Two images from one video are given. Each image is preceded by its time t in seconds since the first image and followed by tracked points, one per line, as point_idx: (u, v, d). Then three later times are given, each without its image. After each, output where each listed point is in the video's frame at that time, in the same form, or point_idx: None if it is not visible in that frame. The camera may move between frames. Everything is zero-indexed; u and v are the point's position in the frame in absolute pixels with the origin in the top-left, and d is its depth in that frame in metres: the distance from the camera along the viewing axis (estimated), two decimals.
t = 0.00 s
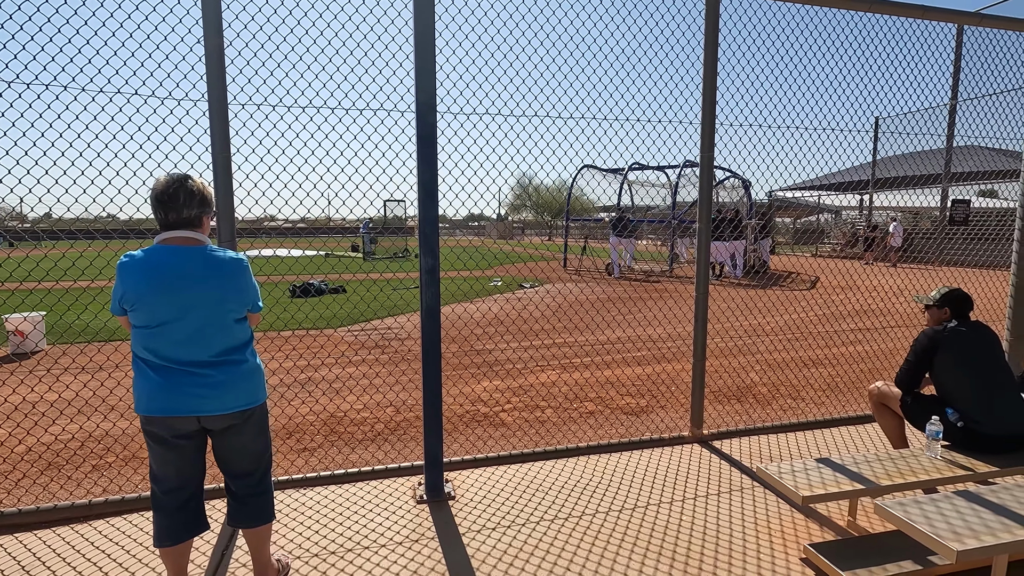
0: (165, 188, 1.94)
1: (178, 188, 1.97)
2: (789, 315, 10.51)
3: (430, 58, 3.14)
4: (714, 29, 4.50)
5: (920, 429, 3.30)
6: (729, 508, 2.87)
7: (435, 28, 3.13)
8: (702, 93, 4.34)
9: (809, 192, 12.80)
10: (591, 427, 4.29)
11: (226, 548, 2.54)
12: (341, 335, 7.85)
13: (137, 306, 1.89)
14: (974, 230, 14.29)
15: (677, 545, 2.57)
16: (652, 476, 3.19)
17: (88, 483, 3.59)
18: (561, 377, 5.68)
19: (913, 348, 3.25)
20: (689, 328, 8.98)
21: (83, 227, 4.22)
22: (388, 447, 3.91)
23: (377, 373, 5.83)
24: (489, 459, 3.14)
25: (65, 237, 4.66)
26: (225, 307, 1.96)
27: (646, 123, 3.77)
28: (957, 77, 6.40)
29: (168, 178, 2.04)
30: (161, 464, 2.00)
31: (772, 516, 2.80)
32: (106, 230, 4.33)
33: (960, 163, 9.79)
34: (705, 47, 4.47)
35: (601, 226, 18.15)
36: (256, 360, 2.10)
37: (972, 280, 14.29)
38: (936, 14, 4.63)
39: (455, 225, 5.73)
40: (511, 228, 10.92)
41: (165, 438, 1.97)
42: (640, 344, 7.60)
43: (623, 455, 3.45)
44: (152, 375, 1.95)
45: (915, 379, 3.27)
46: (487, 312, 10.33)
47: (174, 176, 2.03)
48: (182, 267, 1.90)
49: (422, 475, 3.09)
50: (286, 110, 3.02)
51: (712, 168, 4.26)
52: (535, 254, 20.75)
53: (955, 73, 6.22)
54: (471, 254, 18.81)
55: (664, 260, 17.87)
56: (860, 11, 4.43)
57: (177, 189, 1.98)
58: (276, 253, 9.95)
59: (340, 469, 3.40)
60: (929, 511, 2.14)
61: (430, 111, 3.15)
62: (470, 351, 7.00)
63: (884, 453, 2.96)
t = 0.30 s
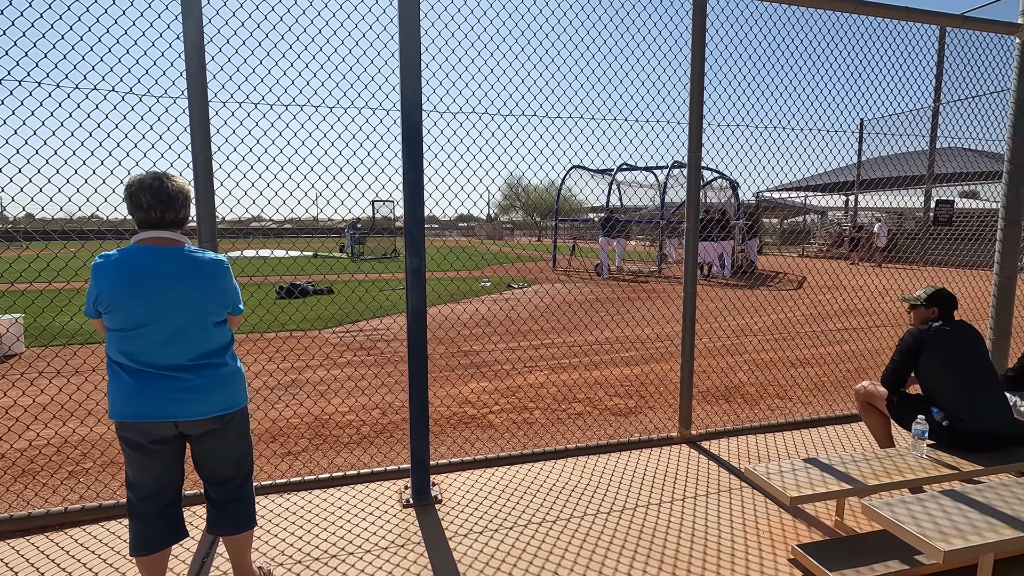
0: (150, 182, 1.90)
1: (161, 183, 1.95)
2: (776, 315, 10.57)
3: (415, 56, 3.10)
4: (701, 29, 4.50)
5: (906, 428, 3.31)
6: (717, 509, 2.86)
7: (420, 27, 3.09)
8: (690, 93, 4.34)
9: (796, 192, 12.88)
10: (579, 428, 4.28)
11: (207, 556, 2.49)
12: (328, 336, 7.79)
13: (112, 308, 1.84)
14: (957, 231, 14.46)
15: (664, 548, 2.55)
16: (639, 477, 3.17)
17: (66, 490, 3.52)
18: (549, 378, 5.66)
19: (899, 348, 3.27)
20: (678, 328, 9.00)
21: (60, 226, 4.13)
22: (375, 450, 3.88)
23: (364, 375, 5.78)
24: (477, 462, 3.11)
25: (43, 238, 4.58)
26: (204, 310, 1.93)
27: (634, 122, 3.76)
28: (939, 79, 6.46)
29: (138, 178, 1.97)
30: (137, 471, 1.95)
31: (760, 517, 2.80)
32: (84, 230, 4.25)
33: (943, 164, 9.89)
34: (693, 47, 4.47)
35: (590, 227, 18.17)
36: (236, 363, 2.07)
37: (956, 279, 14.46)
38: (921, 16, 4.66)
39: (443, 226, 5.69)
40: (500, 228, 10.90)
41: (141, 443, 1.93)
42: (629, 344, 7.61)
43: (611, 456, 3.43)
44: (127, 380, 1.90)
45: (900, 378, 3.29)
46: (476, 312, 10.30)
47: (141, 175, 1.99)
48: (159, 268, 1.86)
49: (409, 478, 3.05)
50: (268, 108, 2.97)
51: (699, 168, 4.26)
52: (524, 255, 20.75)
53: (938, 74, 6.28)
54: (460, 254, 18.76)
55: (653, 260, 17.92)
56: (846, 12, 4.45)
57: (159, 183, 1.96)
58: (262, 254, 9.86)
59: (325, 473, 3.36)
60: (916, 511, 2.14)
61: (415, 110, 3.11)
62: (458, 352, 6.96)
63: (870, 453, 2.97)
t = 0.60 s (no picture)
0: (127, 180, 1.83)
1: (133, 180, 1.88)
2: (762, 316, 10.63)
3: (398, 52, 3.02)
4: (688, 31, 4.49)
5: (894, 430, 3.29)
6: (706, 514, 2.83)
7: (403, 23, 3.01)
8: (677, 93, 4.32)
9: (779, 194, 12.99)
10: (567, 432, 4.24)
11: (182, 569, 2.41)
12: (312, 339, 7.68)
13: (78, 313, 1.77)
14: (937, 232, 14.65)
15: (652, 553, 2.52)
16: (628, 482, 3.14)
17: (38, 502, 3.41)
18: (536, 381, 5.63)
19: (886, 350, 3.26)
20: (664, 330, 9.01)
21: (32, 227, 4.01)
22: (359, 456, 3.81)
23: (349, 379, 5.70)
24: (463, 468, 3.05)
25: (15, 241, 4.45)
26: (178, 314, 1.86)
27: (622, 123, 3.72)
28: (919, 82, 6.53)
29: (105, 179, 1.85)
30: (106, 484, 1.88)
31: (750, 521, 2.77)
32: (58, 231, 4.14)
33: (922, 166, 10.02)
34: (680, 48, 4.45)
35: (577, 228, 18.18)
36: (212, 369, 2.00)
37: (937, 280, 14.65)
38: (905, 18, 4.68)
39: (429, 227, 5.64)
40: (487, 230, 10.85)
41: (110, 455, 1.85)
42: (616, 346, 7.59)
43: (600, 460, 3.39)
44: (95, 389, 1.82)
45: (887, 379, 3.28)
46: (463, 314, 10.24)
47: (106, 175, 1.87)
48: (130, 271, 1.79)
49: (393, 485, 2.99)
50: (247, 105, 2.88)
51: (686, 169, 4.25)
52: (511, 256, 20.73)
53: (919, 77, 6.35)
54: (447, 256, 18.68)
55: (639, 261, 17.98)
56: (832, 14, 4.45)
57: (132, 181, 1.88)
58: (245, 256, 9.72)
59: (308, 481, 3.28)
60: (908, 515, 2.11)
61: (399, 107, 3.02)
62: (444, 354, 6.90)
63: (859, 455, 2.95)
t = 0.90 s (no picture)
0: (89, 179, 1.74)
1: (97, 179, 1.78)
2: (749, 316, 10.64)
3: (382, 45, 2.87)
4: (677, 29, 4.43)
5: (888, 434, 3.25)
6: (699, 521, 2.77)
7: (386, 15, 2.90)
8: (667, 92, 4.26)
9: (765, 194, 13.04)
10: (557, 436, 4.17)
11: None
12: (296, 342, 7.55)
13: (35, 321, 1.66)
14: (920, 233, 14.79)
15: (644, 564, 2.44)
16: (619, 488, 3.07)
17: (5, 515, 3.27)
18: (525, 383, 5.55)
19: (879, 352, 3.23)
20: (652, 331, 8.98)
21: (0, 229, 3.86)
22: (343, 464, 3.71)
23: (334, 383, 5.59)
24: (450, 476, 2.96)
25: None
26: (146, 320, 1.77)
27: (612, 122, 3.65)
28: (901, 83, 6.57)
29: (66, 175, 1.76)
30: (68, 502, 1.78)
31: (743, 528, 2.71)
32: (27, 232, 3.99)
33: (905, 167, 10.10)
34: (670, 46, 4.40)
35: (564, 228, 18.13)
36: (182, 379, 1.91)
37: (921, 279, 14.79)
38: (893, 18, 4.65)
39: (415, 228, 5.54)
40: (474, 230, 10.77)
41: (71, 472, 1.75)
42: (605, 347, 7.54)
43: (592, 466, 3.32)
44: (54, 402, 1.73)
45: (880, 382, 3.24)
46: (450, 315, 10.15)
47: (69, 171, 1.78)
48: (92, 275, 1.69)
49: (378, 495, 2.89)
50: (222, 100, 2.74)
51: (677, 169, 4.19)
52: (499, 257, 20.66)
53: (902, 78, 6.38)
54: (434, 257, 18.57)
55: (627, 262, 17.99)
56: (821, 13, 4.41)
57: (96, 179, 1.79)
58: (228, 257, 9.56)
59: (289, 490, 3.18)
60: (908, 524, 2.06)
61: (383, 103, 2.89)
62: (431, 357, 6.81)
63: (853, 460, 2.90)
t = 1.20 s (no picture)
0: (61, 181, 1.70)
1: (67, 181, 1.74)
2: (744, 319, 10.59)
3: (374, 39, 2.72)
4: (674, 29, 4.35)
5: (895, 443, 3.17)
6: (703, 535, 2.68)
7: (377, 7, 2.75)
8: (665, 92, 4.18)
9: (759, 197, 13.03)
10: (554, 445, 4.07)
11: None
12: (286, 347, 7.43)
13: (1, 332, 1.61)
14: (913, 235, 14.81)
15: None
16: (618, 500, 2.97)
17: None
18: (520, 389, 5.46)
19: (882, 359, 3.16)
20: (648, 335, 8.90)
21: None
22: (333, 476, 3.60)
23: (325, 390, 5.48)
24: (443, 488, 2.86)
25: None
26: (118, 331, 1.72)
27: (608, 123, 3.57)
28: (892, 85, 6.55)
29: (36, 174, 1.70)
30: (37, 524, 1.74)
31: (748, 541, 2.63)
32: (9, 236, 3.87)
33: (896, 170, 10.10)
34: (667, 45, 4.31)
35: (558, 232, 18.05)
36: (159, 394, 1.87)
37: (914, 282, 14.80)
38: (892, 19, 4.59)
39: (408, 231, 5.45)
40: (467, 234, 10.67)
41: (39, 493, 1.70)
42: (600, 352, 7.45)
43: (591, 476, 3.22)
44: (20, 419, 1.67)
45: (884, 390, 3.17)
46: (443, 319, 10.04)
47: (40, 171, 1.72)
48: (65, 283, 1.65)
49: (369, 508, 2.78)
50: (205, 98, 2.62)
51: (675, 171, 4.11)
52: (492, 260, 20.57)
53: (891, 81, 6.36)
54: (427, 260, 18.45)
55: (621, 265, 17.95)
56: (820, 13, 4.33)
57: (67, 180, 1.75)
58: (218, 260, 9.42)
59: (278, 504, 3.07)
60: (924, 540, 1.98)
61: (374, 100, 2.75)
62: (424, 362, 6.70)
63: (858, 469, 2.83)
